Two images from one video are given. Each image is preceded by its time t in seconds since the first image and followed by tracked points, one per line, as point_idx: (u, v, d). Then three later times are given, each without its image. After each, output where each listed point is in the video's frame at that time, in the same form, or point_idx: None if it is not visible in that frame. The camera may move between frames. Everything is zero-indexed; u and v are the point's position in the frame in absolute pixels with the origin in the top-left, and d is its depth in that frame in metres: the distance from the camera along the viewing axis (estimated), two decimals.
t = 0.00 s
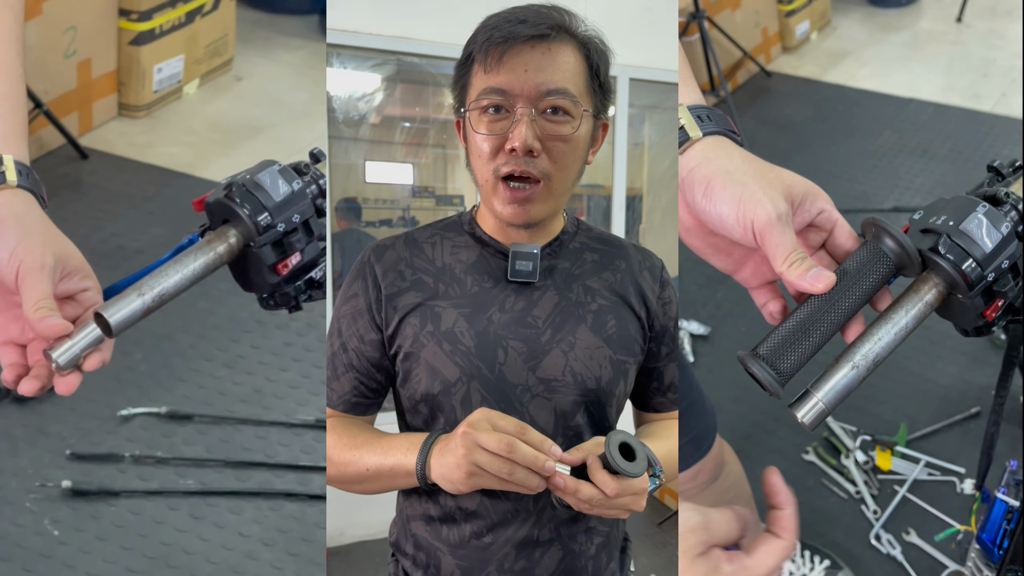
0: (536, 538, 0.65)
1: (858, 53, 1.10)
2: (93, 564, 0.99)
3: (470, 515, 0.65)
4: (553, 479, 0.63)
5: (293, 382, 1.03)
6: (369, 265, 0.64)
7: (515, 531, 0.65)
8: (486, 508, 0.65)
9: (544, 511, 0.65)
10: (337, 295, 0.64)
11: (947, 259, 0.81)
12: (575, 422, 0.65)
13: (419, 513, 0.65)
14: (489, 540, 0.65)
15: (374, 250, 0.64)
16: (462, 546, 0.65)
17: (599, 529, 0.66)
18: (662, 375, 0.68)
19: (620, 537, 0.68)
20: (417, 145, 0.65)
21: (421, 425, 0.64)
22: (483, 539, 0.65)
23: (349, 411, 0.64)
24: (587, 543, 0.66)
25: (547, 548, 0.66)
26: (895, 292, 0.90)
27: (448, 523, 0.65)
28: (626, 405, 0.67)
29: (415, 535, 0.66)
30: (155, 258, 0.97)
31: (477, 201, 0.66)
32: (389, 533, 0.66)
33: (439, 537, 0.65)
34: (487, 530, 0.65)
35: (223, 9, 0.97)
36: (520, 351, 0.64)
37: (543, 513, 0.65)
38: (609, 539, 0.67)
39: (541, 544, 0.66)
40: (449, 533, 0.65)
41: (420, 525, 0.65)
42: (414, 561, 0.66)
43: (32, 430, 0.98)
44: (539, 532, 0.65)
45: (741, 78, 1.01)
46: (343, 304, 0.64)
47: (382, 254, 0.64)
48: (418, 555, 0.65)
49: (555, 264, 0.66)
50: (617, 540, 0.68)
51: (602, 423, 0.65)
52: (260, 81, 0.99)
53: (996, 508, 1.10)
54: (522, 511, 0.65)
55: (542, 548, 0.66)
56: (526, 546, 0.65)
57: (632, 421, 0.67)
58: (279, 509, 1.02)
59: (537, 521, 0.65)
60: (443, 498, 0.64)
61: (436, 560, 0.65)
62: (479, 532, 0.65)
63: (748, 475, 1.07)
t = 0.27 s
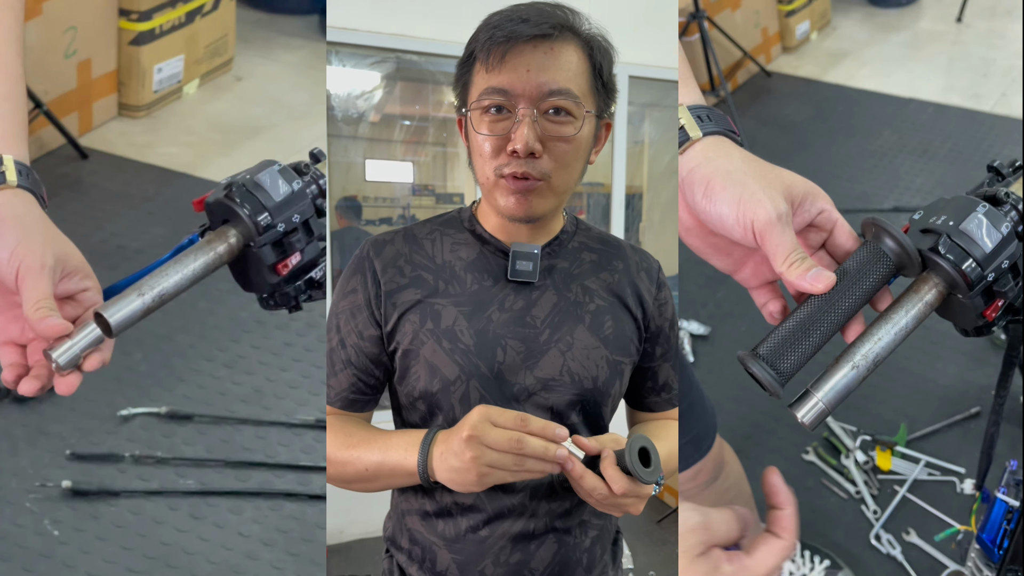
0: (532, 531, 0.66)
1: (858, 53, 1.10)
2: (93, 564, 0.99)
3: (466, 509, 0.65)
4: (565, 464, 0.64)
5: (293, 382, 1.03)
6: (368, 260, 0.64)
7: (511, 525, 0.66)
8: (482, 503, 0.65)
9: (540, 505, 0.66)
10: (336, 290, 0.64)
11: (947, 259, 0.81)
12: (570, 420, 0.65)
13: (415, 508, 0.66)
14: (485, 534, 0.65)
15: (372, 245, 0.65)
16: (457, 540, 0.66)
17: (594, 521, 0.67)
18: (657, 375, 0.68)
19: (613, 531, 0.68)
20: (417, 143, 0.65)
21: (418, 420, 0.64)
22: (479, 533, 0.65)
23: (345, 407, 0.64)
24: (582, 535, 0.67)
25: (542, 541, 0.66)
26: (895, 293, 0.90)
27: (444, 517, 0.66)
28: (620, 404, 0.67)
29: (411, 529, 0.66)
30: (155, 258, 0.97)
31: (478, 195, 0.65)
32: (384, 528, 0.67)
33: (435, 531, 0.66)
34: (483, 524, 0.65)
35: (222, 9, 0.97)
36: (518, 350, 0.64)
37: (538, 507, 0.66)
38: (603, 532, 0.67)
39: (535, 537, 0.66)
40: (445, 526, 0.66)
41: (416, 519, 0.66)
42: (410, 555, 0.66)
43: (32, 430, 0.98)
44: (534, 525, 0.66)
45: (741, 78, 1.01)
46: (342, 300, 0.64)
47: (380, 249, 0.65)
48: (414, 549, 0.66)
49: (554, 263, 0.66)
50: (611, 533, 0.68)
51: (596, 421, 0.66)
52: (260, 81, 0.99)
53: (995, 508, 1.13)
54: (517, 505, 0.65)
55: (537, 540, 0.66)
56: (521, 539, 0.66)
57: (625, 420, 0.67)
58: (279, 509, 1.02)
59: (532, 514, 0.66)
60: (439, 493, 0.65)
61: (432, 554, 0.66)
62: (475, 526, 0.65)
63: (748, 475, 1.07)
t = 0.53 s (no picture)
0: (531, 529, 0.64)
1: (859, 53, 1.10)
2: (93, 564, 0.99)
3: (465, 507, 0.64)
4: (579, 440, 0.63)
5: (293, 382, 1.03)
6: (368, 252, 0.64)
7: (511, 523, 0.64)
8: (481, 501, 0.64)
9: (540, 502, 0.64)
10: (335, 283, 0.64)
11: (947, 259, 0.81)
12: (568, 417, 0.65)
13: (413, 506, 0.64)
14: (484, 532, 0.64)
15: (373, 237, 0.64)
16: (456, 539, 0.64)
17: (592, 516, 0.66)
18: (652, 373, 0.67)
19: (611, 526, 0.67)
20: (416, 141, 0.65)
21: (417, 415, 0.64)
22: (478, 531, 0.64)
23: (344, 402, 0.64)
24: (581, 532, 0.65)
25: (542, 539, 0.64)
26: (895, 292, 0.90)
27: (442, 515, 0.64)
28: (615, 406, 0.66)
29: (409, 527, 0.65)
30: (155, 258, 0.97)
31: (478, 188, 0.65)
32: (382, 526, 0.65)
33: (433, 530, 0.64)
34: (482, 522, 0.64)
35: (223, 9, 0.97)
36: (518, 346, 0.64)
37: (537, 504, 0.64)
38: (602, 528, 0.66)
39: (535, 535, 0.64)
40: (443, 525, 0.64)
41: (414, 517, 0.64)
42: (409, 554, 0.65)
43: (32, 430, 0.98)
44: (534, 523, 0.64)
45: (741, 78, 1.01)
46: (342, 293, 0.63)
47: (381, 241, 0.64)
48: (413, 548, 0.65)
49: (554, 261, 0.65)
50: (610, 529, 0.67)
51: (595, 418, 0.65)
52: (260, 81, 0.99)
53: (996, 508, 1.11)
54: (516, 503, 0.64)
55: (537, 538, 0.64)
56: (521, 536, 0.64)
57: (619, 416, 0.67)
58: (279, 509, 1.02)
59: (532, 511, 0.64)
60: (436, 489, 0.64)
61: (431, 553, 0.64)
62: (474, 524, 0.64)
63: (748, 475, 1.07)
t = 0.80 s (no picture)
0: (530, 529, 0.65)
1: (859, 53, 1.10)
2: (93, 564, 0.99)
3: (463, 509, 0.64)
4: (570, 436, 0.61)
5: (293, 382, 1.03)
6: (369, 253, 0.63)
7: (509, 523, 0.64)
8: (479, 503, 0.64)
9: (538, 502, 0.65)
10: (336, 284, 0.63)
11: (947, 259, 0.81)
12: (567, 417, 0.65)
13: (412, 506, 0.65)
14: (483, 532, 0.64)
15: (373, 238, 0.64)
16: (455, 539, 0.64)
17: (592, 518, 0.66)
18: (650, 373, 0.67)
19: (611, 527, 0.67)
20: (415, 141, 0.65)
21: (416, 418, 0.63)
22: (476, 531, 0.64)
23: (348, 404, 0.64)
24: (580, 532, 0.66)
25: (540, 539, 0.65)
26: (895, 292, 0.90)
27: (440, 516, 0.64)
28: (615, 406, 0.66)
29: (408, 527, 0.65)
30: (155, 258, 0.97)
31: (477, 192, 0.65)
32: (381, 527, 0.66)
33: (431, 530, 0.65)
34: (481, 522, 0.64)
35: (222, 9, 0.97)
36: (517, 346, 0.63)
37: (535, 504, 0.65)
38: (601, 528, 0.66)
39: (534, 534, 0.65)
40: (442, 526, 0.64)
41: (413, 518, 0.65)
42: (408, 554, 0.65)
43: (32, 430, 0.98)
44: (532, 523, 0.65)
45: (741, 78, 1.01)
46: (342, 293, 0.63)
47: (382, 242, 0.64)
48: (412, 547, 0.65)
49: (554, 261, 0.65)
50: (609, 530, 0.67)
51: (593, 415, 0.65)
52: (260, 81, 0.99)
53: (995, 508, 1.12)
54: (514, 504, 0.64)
55: (536, 537, 0.65)
56: (520, 536, 0.64)
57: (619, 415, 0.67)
58: (279, 509, 1.02)
59: (529, 512, 0.64)
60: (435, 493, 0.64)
61: (430, 553, 0.65)
62: (473, 524, 0.64)
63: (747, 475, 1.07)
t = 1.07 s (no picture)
0: (529, 531, 0.64)
1: (859, 53, 1.09)
2: (92, 564, 0.98)
3: (463, 507, 0.63)
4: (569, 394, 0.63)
5: (293, 382, 1.04)
6: (373, 251, 0.64)
7: (509, 523, 0.63)
8: (479, 501, 0.63)
9: (539, 501, 0.64)
10: (341, 281, 0.63)
11: (947, 259, 0.81)
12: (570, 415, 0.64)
13: (414, 505, 0.63)
14: (482, 533, 0.63)
15: (378, 237, 0.64)
16: (455, 539, 0.63)
17: (592, 522, 0.66)
18: (654, 373, 0.66)
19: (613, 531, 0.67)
20: (414, 141, 0.64)
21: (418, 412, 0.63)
22: (476, 531, 0.63)
23: (351, 396, 0.62)
24: (581, 535, 0.65)
25: (540, 540, 0.64)
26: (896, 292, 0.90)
27: (440, 517, 0.63)
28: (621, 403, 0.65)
29: (409, 527, 0.63)
30: (155, 258, 0.97)
31: (477, 197, 0.65)
32: (382, 527, 0.64)
33: (430, 530, 0.63)
34: (480, 523, 0.63)
35: (222, 9, 0.97)
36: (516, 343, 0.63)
37: (536, 505, 0.64)
38: (602, 533, 0.66)
39: (534, 537, 0.64)
40: (441, 526, 0.63)
41: (413, 517, 0.63)
42: (408, 554, 0.63)
43: (33, 430, 0.99)
44: (532, 525, 0.64)
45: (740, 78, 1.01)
46: (347, 290, 0.63)
47: (386, 241, 0.64)
48: (411, 548, 0.63)
49: (553, 259, 0.65)
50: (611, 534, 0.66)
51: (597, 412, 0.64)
52: (259, 81, 1.00)
53: (996, 509, 1.09)
54: (515, 505, 0.63)
55: (535, 540, 0.64)
56: (519, 538, 0.64)
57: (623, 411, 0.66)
58: (279, 509, 1.02)
59: (530, 513, 0.64)
60: (436, 491, 0.63)
61: (429, 553, 0.63)
62: (473, 525, 0.63)
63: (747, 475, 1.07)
